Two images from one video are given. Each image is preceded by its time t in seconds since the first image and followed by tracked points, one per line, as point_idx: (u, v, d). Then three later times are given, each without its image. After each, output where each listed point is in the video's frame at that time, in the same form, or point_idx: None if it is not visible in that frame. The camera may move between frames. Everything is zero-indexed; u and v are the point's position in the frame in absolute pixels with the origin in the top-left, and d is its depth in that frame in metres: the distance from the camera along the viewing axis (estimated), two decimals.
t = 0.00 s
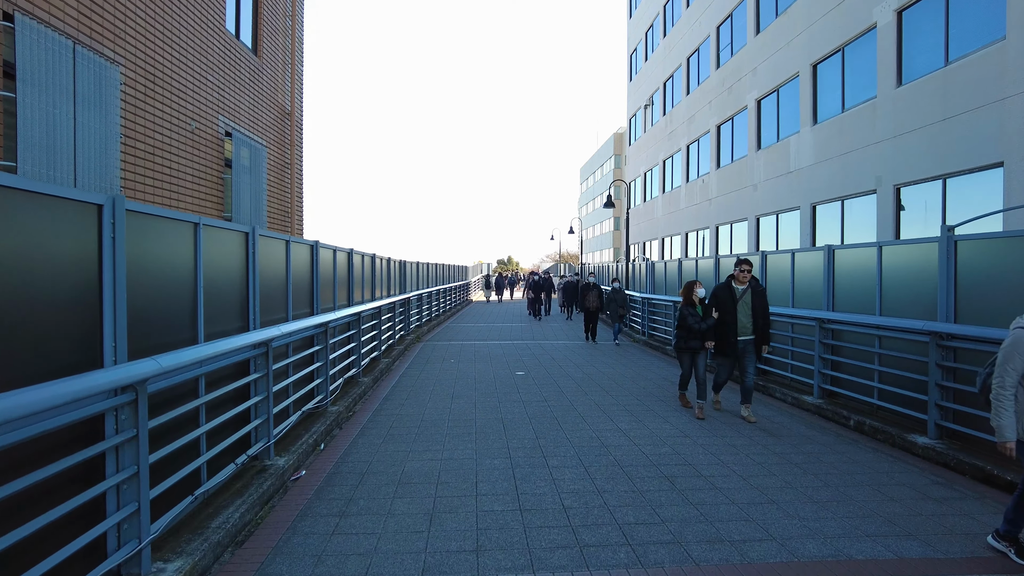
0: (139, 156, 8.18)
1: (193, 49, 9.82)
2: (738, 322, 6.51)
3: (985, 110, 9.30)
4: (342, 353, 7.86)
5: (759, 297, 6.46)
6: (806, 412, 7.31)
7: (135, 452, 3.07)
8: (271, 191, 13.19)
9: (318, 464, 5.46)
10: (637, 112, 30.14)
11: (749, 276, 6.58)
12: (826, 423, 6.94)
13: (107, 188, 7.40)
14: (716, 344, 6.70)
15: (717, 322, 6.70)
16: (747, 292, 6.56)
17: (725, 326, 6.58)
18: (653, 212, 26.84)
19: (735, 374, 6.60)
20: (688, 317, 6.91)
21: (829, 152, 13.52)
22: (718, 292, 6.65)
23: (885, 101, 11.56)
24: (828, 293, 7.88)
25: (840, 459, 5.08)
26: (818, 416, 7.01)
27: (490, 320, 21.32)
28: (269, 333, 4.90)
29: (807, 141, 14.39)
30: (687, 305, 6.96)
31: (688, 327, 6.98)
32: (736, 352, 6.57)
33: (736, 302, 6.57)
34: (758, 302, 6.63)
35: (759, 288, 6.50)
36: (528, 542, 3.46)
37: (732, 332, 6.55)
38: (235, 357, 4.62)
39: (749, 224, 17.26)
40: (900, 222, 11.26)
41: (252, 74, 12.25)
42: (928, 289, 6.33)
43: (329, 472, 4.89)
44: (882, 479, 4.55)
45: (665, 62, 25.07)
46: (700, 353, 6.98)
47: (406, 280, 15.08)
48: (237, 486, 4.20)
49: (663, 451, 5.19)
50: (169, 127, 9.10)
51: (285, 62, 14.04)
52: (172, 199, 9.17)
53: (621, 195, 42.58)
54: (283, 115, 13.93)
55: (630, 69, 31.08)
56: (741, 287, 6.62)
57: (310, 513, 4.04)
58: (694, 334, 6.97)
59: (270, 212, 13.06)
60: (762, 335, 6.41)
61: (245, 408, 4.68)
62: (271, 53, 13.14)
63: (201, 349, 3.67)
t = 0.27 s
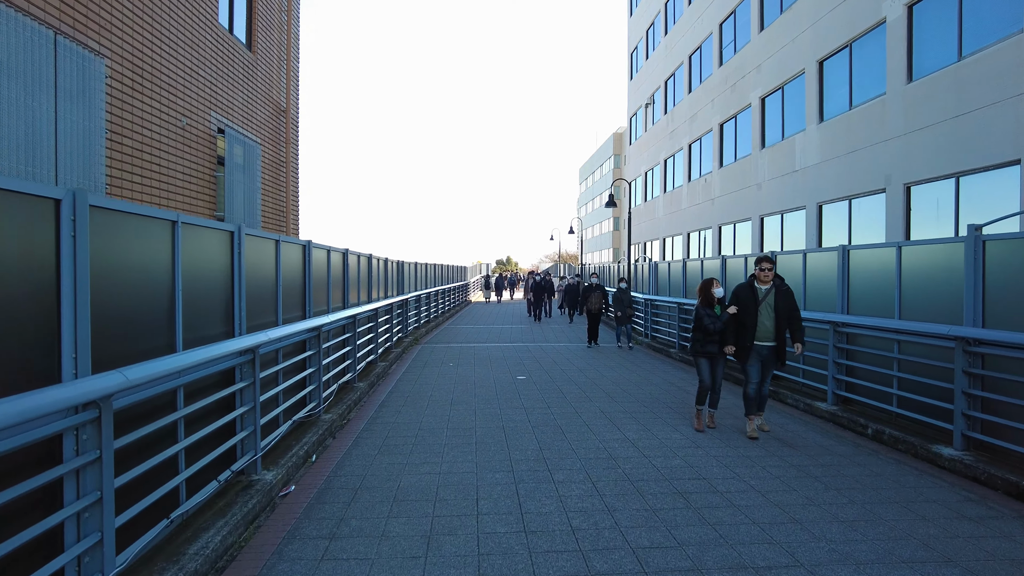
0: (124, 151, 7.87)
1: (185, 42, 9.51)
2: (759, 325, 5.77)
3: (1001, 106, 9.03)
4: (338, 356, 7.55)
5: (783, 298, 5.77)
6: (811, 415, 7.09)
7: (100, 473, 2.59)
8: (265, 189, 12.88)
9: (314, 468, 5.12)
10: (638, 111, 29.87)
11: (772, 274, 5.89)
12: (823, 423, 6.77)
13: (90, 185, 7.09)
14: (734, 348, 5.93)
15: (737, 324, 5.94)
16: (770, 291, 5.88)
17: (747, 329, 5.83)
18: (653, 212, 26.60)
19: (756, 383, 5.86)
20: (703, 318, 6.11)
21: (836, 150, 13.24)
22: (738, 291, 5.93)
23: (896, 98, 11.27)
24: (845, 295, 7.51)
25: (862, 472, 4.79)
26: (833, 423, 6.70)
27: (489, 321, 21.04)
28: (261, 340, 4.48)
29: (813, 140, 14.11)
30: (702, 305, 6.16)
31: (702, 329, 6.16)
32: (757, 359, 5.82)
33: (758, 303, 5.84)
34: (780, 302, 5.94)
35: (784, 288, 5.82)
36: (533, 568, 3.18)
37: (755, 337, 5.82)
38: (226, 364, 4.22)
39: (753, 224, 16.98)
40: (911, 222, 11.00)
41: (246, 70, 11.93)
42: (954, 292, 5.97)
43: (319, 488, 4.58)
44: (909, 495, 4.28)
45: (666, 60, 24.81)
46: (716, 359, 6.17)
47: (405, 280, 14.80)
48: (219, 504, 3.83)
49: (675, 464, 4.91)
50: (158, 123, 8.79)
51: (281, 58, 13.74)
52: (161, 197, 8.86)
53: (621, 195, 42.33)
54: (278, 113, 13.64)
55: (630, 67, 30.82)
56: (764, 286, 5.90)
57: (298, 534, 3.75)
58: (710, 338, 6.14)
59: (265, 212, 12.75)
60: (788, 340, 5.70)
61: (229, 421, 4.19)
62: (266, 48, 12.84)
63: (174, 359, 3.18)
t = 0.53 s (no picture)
0: (110, 146, 7.56)
1: (174, 35, 9.21)
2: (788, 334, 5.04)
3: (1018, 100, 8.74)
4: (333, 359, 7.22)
5: (810, 303, 5.04)
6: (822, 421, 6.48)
7: (52, 499, 2.28)
8: (260, 188, 12.57)
9: (307, 478, 4.79)
10: (639, 110, 29.61)
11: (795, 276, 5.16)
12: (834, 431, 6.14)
13: (73, 181, 6.79)
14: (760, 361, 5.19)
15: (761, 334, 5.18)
16: (795, 296, 5.14)
17: (772, 340, 5.08)
18: (655, 211, 26.32)
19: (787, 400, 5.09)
20: (722, 328, 5.37)
21: (844, 148, 12.93)
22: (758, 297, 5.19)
23: (906, 93, 10.99)
24: (858, 296, 6.73)
25: (888, 483, 4.49)
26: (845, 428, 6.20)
27: (489, 323, 20.75)
28: (247, 342, 4.05)
29: (819, 137, 13.81)
30: (719, 314, 5.42)
31: (722, 341, 5.41)
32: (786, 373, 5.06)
33: (783, 309, 5.11)
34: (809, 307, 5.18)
35: (810, 291, 5.09)
36: None
37: (782, 349, 5.05)
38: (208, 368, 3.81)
39: (757, 224, 16.69)
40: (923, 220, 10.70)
41: (240, 65, 11.63)
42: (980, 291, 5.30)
43: (308, 502, 4.28)
44: (942, 508, 3.98)
45: (668, 58, 24.55)
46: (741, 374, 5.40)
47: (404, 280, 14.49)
48: (198, 524, 3.51)
49: (688, 476, 4.62)
50: (146, 118, 8.48)
51: (276, 54, 13.44)
52: (150, 194, 8.55)
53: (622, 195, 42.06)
54: (273, 109, 13.33)
55: (631, 66, 30.58)
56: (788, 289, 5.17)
57: (283, 556, 3.44)
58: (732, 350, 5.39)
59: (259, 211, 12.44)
60: (821, 350, 4.96)
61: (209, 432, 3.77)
62: (260, 43, 12.54)
63: (140, 370, 2.79)
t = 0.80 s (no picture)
0: (90, 143, 7.25)
1: (160, 28, 8.87)
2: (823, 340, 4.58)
3: None
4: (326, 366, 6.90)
5: (846, 305, 4.61)
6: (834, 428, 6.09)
7: None
8: (252, 187, 12.23)
9: (289, 496, 4.46)
10: (638, 110, 29.34)
11: (828, 275, 4.71)
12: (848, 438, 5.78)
13: (46, 177, 6.44)
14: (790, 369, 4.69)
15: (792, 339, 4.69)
16: (828, 297, 4.69)
17: (807, 345, 4.60)
18: (655, 213, 26.02)
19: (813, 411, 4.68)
20: (749, 331, 4.80)
21: (850, 146, 12.62)
22: (789, 297, 4.70)
23: (916, 89, 10.69)
24: (873, 299, 6.43)
25: (914, 502, 4.17)
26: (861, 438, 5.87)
27: (487, 326, 20.44)
28: (222, 351, 3.73)
29: (825, 135, 13.49)
30: (743, 317, 4.86)
31: (747, 346, 4.86)
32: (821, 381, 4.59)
33: (816, 312, 4.64)
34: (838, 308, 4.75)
35: (842, 292, 4.67)
36: None
37: (817, 355, 4.59)
38: (177, 381, 3.49)
39: (761, 224, 16.37)
40: (933, 220, 10.38)
41: (231, 61, 11.30)
42: (1008, 296, 5.00)
43: (290, 525, 3.95)
44: (977, 532, 3.66)
45: (668, 57, 24.26)
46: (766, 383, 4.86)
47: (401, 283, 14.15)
48: (164, 552, 3.19)
49: (699, 495, 4.30)
50: (130, 113, 8.14)
51: (268, 51, 13.12)
52: (133, 193, 8.21)
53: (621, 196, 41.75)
54: (265, 107, 13.01)
55: (631, 65, 30.29)
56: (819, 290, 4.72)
57: None
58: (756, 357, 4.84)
59: (251, 211, 12.11)
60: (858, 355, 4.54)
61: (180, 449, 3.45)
62: (251, 39, 12.21)
63: (88, 386, 2.47)
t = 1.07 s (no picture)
0: (72, 136, 6.94)
1: (148, 17, 8.55)
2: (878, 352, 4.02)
3: None
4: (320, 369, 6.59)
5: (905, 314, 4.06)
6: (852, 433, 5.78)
7: None
8: (245, 184, 11.93)
9: (276, 511, 4.15)
10: (639, 108, 29.06)
11: (886, 280, 4.13)
12: (866, 443, 5.46)
13: (26, 172, 6.14)
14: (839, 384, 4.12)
15: (843, 351, 4.14)
16: (885, 304, 4.13)
17: (858, 357, 4.05)
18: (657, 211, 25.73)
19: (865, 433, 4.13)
20: (793, 341, 4.28)
21: (858, 142, 12.33)
22: (840, 304, 4.17)
23: (928, 83, 10.40)
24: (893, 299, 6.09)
25: (948, 516, 3.87)
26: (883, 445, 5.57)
27: (487, 326, 20.17)
28: (200, 356, 3.42)
29: (832, 131, 13.20)
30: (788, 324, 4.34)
31: (791, 358, 4.33)
32: (874, 400, 4.02)
33: (872, 320, 4.09)
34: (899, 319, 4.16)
35: (903, 299, 4.09)
36: None
37: (872, 370, 4.01)
38: (149, 390, 3.18)
39: (766, 222, 16.08)
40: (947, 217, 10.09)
41: (223, 55, 10.99)
42: None
43: (276, 543, 3.64)
44: (1022, 551, 3.37)
45: (670, 54, 23.97)
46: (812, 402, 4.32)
47: (400, 282, 13.85)
48: None
49: (717, 509, 4.00)
50: (116, 106, 7.83)
51: (262, 45, 12.81)
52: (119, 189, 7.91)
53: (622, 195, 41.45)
54: (259, 102, 12.70)
55: (632, 62, 30.01)
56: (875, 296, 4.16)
57: None
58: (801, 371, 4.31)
59: (244, 208, 11.79)
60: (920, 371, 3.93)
61: (154, 462, 3.15)
62: (245, 33, 11.90)
63: (35, 398, 2.17)
